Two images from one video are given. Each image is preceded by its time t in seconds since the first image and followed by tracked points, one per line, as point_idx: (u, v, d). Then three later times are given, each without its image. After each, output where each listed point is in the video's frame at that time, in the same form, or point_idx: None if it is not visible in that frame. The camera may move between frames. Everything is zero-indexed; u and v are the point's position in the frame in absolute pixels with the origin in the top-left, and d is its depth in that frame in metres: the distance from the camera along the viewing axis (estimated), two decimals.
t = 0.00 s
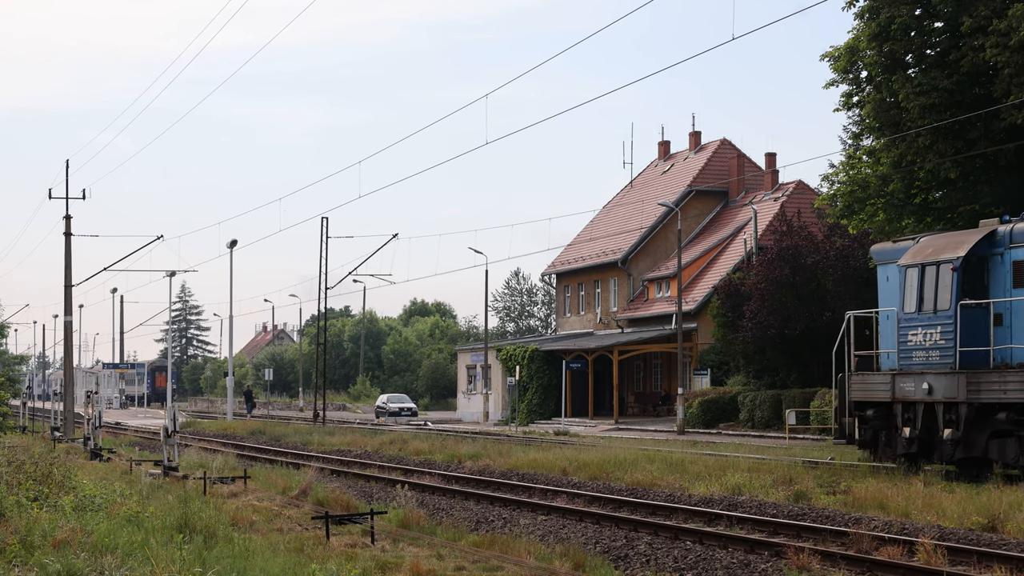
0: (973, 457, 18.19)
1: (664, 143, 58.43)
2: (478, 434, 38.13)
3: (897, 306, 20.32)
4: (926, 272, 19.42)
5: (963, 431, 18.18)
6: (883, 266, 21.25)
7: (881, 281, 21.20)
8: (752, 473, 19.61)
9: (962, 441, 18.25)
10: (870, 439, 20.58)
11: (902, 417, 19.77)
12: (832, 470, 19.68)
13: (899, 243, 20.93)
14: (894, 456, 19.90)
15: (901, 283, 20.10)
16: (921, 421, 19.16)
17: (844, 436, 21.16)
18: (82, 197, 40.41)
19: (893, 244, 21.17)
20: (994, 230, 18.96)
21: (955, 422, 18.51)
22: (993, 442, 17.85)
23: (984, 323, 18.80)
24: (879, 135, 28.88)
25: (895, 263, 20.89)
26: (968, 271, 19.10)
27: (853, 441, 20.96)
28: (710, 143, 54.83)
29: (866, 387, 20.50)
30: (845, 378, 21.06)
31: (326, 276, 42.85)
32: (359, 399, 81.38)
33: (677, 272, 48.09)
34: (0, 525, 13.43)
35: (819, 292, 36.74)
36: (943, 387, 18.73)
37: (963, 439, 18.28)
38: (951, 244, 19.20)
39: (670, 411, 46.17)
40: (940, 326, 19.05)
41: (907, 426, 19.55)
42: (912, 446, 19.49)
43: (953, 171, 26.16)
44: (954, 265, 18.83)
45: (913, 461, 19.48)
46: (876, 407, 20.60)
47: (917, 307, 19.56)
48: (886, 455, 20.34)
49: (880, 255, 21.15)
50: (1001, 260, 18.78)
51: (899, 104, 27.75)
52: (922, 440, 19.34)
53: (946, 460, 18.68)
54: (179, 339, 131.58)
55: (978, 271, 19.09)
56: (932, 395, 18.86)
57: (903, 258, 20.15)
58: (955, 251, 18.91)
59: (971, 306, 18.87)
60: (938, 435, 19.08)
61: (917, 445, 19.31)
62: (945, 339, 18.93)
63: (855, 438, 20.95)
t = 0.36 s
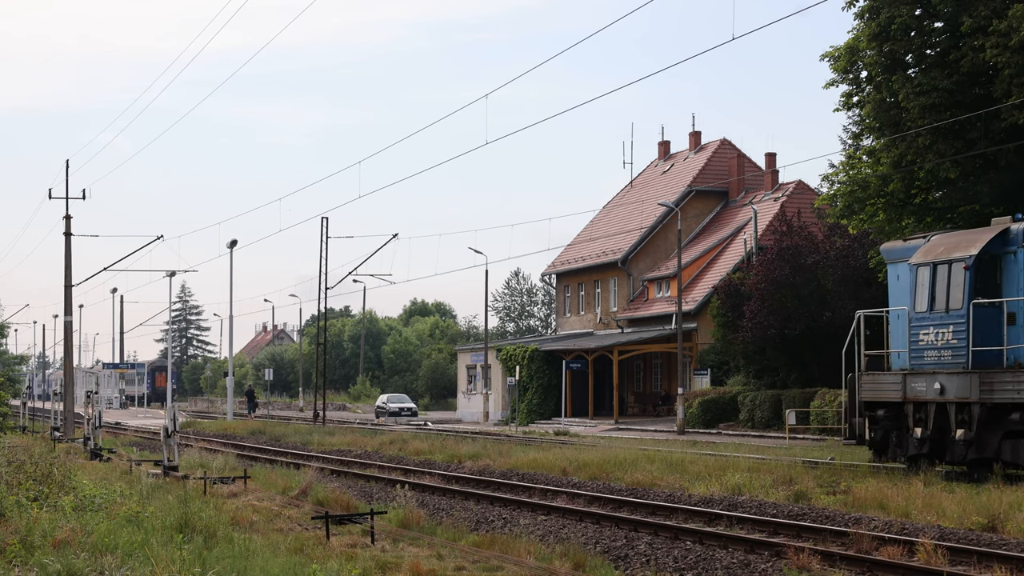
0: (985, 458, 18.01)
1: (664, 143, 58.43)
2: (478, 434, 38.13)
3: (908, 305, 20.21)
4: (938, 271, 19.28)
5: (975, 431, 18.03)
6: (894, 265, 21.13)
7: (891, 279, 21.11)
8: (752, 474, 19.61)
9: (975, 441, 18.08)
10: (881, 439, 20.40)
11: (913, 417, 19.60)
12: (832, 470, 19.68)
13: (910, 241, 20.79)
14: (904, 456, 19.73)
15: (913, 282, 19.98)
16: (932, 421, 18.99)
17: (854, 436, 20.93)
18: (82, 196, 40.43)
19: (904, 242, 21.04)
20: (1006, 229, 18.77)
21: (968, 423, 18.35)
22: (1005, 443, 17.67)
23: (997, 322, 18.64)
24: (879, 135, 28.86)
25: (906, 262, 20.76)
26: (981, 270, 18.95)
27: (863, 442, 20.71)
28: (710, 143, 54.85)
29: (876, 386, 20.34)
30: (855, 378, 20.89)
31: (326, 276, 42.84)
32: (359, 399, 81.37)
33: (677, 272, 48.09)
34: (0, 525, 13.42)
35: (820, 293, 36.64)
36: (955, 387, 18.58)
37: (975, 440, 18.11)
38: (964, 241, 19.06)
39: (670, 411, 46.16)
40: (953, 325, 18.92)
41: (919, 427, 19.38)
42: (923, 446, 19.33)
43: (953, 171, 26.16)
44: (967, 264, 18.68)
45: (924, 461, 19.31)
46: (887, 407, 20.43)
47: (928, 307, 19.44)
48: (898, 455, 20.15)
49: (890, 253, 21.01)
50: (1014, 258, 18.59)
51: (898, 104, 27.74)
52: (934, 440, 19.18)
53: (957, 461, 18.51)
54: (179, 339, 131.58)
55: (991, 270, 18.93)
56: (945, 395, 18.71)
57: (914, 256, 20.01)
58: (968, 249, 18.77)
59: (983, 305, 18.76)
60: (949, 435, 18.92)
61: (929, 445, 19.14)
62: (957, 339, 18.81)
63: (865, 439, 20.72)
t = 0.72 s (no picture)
0: (997, 458, 17.93)
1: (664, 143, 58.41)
2: (478, 434, 38.12)
3: (919, 304, 20.11)
4: (950, 269, 19.20)
5: (988, 432, 17.96)
6: (905, 264, 21.06)
7: (902, 278, 21.03)
8: (752, 473, 19.61)
9: (987, 441, 18.00)
10: (891, 440, 20.30)
11: (925, 417, 19.55)
12: (832, 470, 19.68)
13: (921, 240, 20.70)
14: (916, 457, 19.66)
15: (924, 281, 19.91)
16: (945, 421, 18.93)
17: (864, 437, 20.85)
18: (82, 197, 40.45)
19: (915, 241, 20.97)
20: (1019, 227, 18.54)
21: (980, 423, 18.29)
22: (1018, 443, 17.59)
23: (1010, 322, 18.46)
24: (879, 135, 28.84)
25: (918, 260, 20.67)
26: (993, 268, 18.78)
27: (873, 443, 20.63)
28: (710, 143, 54.87)
29: (887, 386, 20.28)
30: (866, 378, 20.83)
31: (326, 276, 42.81)
32: (359, 399, 81.36)
33: (677, 272, 48.10)
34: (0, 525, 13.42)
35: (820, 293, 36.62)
36: (967, 387, 18.53)
37: (988, 440, 18.04)
38: (975, 240, 18.93)
39: (670, 411, 46.16)
40: (965, 324, 18.82)
41: (930, 427, 19.33)
42: (935, 447, 19.26)
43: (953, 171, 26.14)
44: (979, 262, 18.58)
45: (936, 462, 19.22)
46: (897, 407, 20.37)
47: (940, 306, 19.36)
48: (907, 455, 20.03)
49: (901, 252, 20.92)
50: None
51: (899, 104, 27.74)
52: (946, 440, 19.11)
53: (969, 461, 18.44)
54: (179, 339, 131.58)
55: (1003, 268, 18.74)
56: (956, 395, 18.66)
57: (926, 255, 19.95)
58: (980, 247, 18.66)
59: (996, 305, 18.60)
60: (961, 436, 18.85)
61: (940, 445, 19.07)
62: (969, 338, 18.71)
63: (875, 440, 20.64)
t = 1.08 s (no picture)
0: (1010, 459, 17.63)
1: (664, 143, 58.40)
2: (477, 434, 38.14)
3: (930, 303, 19.88)
4: (962, 268, 18.95)
5: (1000, 432, 17.67)
6: (914, 263, 20.72)
7: (912, 277, 20.70)
8: (752, 473, 19.61)
9: (1000, 442, 17.69)
10: (901, 440, 19.96)
11: (936, 417, 19.23)
12: (832, 470, 19.69)
13: (930, 237, 20.35)
14: (927, 458, 19.35)
15: (935, 279, 19.68)
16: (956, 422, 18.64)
17: (874, 437, 20.56)
18: (81, 197, 40.49)
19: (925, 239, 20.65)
20: None
21: (992, 423, 17.99)
22: None
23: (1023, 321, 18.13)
24: (879, 135, 28.82)
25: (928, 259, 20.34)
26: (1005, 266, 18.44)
27: (883, 444, 20.35)
28: (710, 143, 54.86)
29: (896, 386, 19.94)
30: (875, 377, 20.48)
31: (326, 276, 42.83)
32: (359, 399, 81.39)
33: (677, 272, 48.11)
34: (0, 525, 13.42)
35: (820, 293, 36.62)
36: (979, 387, 18.24)
37: (1000, 441, 17.74)
38: (987, 238, 18.67)
39: (670, 411, 46.16)
40: (977, 324, 18.56)
41: (941, 427, 19.02)
42: (946, 448, 18.96)
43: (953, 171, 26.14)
44: (991, 261, 18.30)
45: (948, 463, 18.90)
46: (907, 407, 20.05)
47: (952, 305, 19.10)
48: (918, 456, 19.70)
49: (911, 250, 20.62)
50: None
51: (899, 104, 27.73)
52: (957, 441, 18.81)
53: (982, 462, 18.13)
54: (179, 339, 131.63)
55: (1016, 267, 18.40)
56: (968, 395, 18.37)
57: (937, 254, 19.71)
58: (993, 245, 18.38)
59: (1009, 303, 18.26)
60: (973, 436, 18.55)
61: (952, 446, 18.76)
62: (981, 338, 18.46)
63: (886, 440, 20.34)
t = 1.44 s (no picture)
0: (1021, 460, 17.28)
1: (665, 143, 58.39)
2: (477, 434, 38.16)
3: (941, 302, 19.64)
4: (974, 267, 18.76)
5: (1013, 433, 17.29)
6: (924, 262, 20.47)
7: (922, 276, 20.40)
8: (752, 474, 19.62)
9: (1012, 443, 17.34)
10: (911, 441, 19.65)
11: (947, 418, 18.91)
12: (831, 470, 19.68)
13: (942, 236, 20.11)
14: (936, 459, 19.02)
15: (946, 279, 19.48)
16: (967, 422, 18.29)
17: (883, 438, 20.22)
18: (81, 197, 40.51)
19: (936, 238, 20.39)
20: None
21: (1004, 424, 17.66)
22: None
23: None
24: (879, 135, 28.80)
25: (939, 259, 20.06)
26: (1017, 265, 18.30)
27: (892, 444, 20.00)
28: (710, 143, 54.88)
29: (907, 387, 19.66)
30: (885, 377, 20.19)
31: (326, 276, 42.86)
32: (359, 399, 81.40)
33: (677, 272, 48.13)
34: None
35: (819, 293, 36.68)
36: (991, 387, 17.93)
37: (1012, 442, 17.40)
38: (1000, 236, 18.50)
39: (670, 411, 46.16)
40: (988, 323, 18.31)
41: (952, 428, 18.68)
42: (957, 449, 18.62)
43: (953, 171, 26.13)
44: (1004, 259, 18.14)
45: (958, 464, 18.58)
46: (917, 408, 19.74)
47: (963, 304, 18.89)
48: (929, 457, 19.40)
49: (921, 250, 20.39)
50: None
51: (899, 104, 27.73)
52: (968, 442, 18.47)
53: (993, 463, 17.79)
54: (179, 339, 131.62)
55: None
56: (980, 395, 18.05)
57: (948, 253, 19.52)
58: (1006, 244, 18.22)
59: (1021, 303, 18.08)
60: (984, 437, 18.21)
61: (963, 447, 18.41)
62: (993, 337, 18.18)
63: (896, 440, 19.97)
